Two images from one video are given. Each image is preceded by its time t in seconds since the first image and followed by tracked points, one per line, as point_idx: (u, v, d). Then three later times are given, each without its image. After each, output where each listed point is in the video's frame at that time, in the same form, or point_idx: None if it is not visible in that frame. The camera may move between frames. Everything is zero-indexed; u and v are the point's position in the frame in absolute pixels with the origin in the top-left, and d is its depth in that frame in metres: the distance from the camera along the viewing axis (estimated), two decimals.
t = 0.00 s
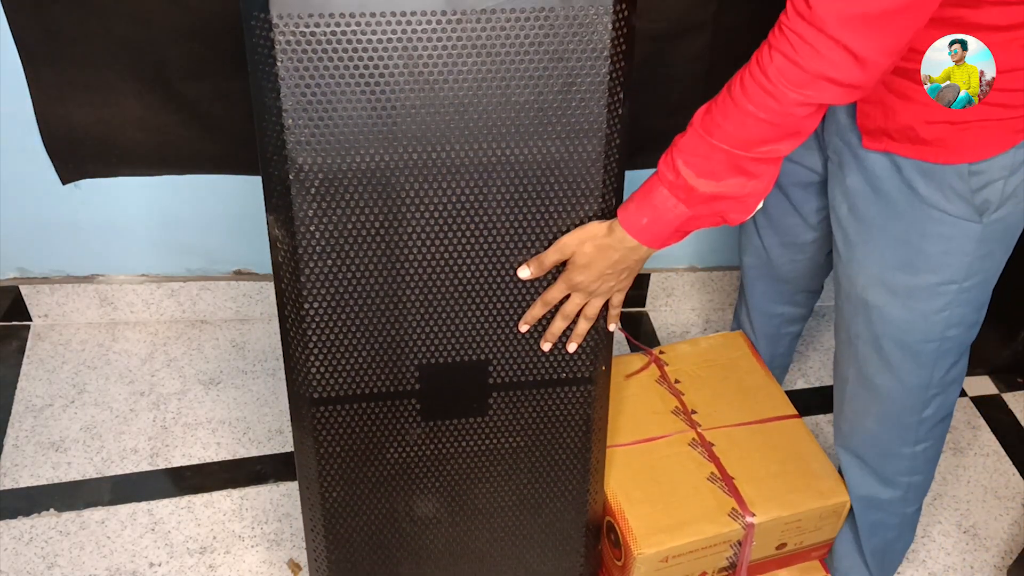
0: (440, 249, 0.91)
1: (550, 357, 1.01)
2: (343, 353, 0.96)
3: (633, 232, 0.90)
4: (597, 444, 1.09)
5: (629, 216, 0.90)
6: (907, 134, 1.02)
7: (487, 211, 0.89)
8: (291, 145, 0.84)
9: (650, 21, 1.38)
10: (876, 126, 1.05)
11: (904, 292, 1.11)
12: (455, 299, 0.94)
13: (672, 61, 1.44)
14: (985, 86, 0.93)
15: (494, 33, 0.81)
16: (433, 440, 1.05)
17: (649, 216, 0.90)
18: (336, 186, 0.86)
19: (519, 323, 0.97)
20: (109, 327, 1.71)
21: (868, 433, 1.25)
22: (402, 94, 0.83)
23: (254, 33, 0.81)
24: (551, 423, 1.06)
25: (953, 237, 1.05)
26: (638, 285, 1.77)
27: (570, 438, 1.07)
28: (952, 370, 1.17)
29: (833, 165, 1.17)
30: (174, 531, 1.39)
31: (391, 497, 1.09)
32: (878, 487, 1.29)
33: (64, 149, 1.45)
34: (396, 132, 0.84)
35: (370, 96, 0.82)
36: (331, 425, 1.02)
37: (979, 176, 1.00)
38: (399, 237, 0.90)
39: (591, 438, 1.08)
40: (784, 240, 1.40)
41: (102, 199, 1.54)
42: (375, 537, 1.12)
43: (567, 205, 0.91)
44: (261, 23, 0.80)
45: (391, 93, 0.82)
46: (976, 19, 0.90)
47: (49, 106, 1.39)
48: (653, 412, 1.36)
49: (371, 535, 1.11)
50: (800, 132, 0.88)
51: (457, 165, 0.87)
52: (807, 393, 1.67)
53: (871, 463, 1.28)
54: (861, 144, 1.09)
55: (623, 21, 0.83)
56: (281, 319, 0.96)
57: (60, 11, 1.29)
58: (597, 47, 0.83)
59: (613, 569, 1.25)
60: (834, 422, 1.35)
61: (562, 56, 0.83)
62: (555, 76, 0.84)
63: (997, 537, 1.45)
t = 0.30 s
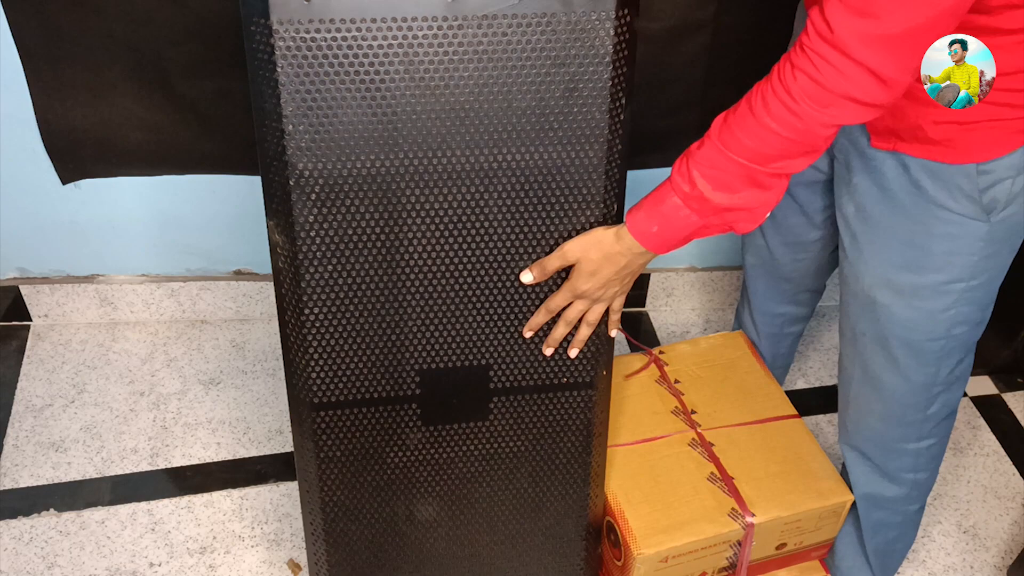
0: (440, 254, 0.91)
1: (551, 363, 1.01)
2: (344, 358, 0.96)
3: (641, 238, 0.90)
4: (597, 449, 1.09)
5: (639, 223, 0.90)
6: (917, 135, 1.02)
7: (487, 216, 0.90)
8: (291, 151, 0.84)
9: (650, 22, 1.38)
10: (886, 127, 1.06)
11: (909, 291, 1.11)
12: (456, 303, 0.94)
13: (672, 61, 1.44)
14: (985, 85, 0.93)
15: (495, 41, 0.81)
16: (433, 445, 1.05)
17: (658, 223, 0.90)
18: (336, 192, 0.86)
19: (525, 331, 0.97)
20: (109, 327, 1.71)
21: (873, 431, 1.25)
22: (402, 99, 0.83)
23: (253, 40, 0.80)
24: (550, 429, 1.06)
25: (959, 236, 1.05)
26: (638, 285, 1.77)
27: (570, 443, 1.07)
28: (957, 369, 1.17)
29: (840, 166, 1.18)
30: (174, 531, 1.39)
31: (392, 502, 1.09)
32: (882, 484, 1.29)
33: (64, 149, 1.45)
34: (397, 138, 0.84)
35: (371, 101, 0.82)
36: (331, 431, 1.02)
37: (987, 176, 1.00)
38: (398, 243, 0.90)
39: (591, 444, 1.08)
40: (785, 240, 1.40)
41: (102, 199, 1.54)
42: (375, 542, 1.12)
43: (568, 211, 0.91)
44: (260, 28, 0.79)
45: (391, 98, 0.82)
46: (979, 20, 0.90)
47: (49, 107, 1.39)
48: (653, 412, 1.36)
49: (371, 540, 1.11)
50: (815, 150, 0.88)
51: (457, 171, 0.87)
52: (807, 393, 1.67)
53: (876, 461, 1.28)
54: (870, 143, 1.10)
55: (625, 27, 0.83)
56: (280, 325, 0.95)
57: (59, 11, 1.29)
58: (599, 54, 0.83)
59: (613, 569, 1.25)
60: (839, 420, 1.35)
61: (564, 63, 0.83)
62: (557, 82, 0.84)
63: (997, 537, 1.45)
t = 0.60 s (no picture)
0: (440, 274, 0.90)
1: (553, 382, 1.00)
2: (345, 376, 0.96)
3: (678, 138, 0.88)
4: (598, 464, 1.09)
5: (689, 125, 0.88)
6: (927, 142, 1.03)
7: (488, 237, 0.89)
8: (290, 173, 0.83)
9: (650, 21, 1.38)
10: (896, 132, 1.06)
11: (917, 294, 1.11)
12: (457, 322, 0.94)
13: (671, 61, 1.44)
14: (984, 85, 0.86)
15: (498, 66, 0.80)
16: (434, 460, 1.05)
17: (704, 136, 0.88)
18: (335, 214, 0.85)
19: (521, 226, 0.88)
20: (109, 327, 1.71)
21: (879, 432, 1.25)
22: (402, 121, 0.81)
23: (252, 60, 0.79)
24: (553, 444, 1.06)
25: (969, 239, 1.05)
26: (638, 285, 1.77)
27: (572, 459, 1.07)
28: (963, 373, 1.17)
29: (848, 171, 1.20)
30: (174, 531, 1.39)
31: (393, 515, 1.09)
32: (886, 485, 1.29)
33: (64, 149, 1.45)
34: (397, 160, 0.83)
35: (371, 123, 0.81)
36: (331, 447, 1.02)
37: (1000, 180, 1.00)
38: (400, 263, 0.89)
39: (593, 460, 1.08)
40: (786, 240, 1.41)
41: (102, 199, 1.54)
42: (376, 553, 1.12)
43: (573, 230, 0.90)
44: (259, 48, 0.78)
45: (391, 119, 0.81)
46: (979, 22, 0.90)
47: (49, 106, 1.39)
48: (653, 413, 1.36)
49: (372, 551, 1.12)
50: (882, 134, 0.90)
51: (458, 192, 0.86)
52: (807, 393, 1.67)
53: (881, 462, 1.28)
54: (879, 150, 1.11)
55: (631, 46, 0.81)
56: (281, 343, 0.95)
57: (59, 11, 1.29)
58: (604, 75, 0.81)
59: (613, 569, 1.25)
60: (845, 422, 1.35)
61: (569, 85, 0.81)
62: (561, 102, 0.82)
63: (997, 537, 1.45)
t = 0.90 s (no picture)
0: (441, 302, 0.90)
1: (554, 407, 1.00)
2: (345, 402, 0.97)
3: (700, 124, 0.88)
4: (600, 484, 1.10)
5: (711, 114, 0.88)
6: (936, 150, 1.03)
7: (489, 265, 0.88)
8: (288, 205, 0.82)
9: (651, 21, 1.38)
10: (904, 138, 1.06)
11: (925, 301, 1.11)
12: (458, 348, 0.94)
13: (672, 61, 1.44)
14: (985, 86, 0.85)
15: (502, 97, 0.78)
16: (435, 482, 1.05)
17: (727, 126, 0.89)
18: (335, 245, 0.85)
19: (508, 181, 0.83)
20: (109, 327, 1.71)
21: (883, 438, 1.25)
22: (402, 152, 0.80)
23: (250, 93, 0.77)
24: (553, 467, 1.06)
25: (978, 244, 1.05)
26: (638, 285, 1.77)
27: (573, 480, 1.08)
28: (968, 377, 1.17)
29: (852, 178, 1.20)
30: (174, 531, 1.39)
31: (393, 534, 1.10)
32: (888, 489, 1.28)
33: (63, 150, 1.45)
34: (397, 191, 0.83)
35: (370, 154, 0.80)
36: (331, 470, 1.02)
37: (1009, 185, 1.01)
38: (400, 292, 0.89)
39: (593, 481, 1.09)
40: (786, 243, 1.40)
41: (102, 200, 1.54)
42: (376, 569, 1.13)
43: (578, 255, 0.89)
44: (257, 81, 0.76)
45: (391, 151, 0.80)
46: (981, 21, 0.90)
47: (49, 106, 1.39)
48: (653, 413, 1.36)
49: (372, 566, 1.13)
50: (908, 142, 0.90)
51: (458, 222, 0.85)
52: (807, 393, 1.67)
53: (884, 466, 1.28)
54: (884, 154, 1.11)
55: (639, 75, 0.80)
56: (281, 369, 0.96)
57: (59, 11, 1.29)
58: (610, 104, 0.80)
59: (613, 568, 1.25)
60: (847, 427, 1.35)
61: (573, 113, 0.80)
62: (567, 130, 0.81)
63: (997, 537, 1.45)
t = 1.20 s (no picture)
0: (444, 346, 0.89)
1: (556, 444, 1.00)
2: (346, 442, 0.96)
3: (710, 179, 0.88)
4: (602, 513, 1.10)
5: (719, 169, 0.88)
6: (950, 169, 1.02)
7: (493, 310, 0.87)
8: (287, 258, 0.80)
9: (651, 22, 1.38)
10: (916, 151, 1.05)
11: (937, 312, 1.10)
12: (460, 389, 0.94)
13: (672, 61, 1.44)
14: (985, 86, 0.82)
15: (507, 148, 0.76)
16: (436, 513, 1.05)
17: (738, 179, 0.88)
18: (336, 295, 0.83)
19: (508, 231, 0.81)
20: (109, 327, 1.71)
21: (888, 448, 1.24)
22: (405, 205, 0.78)
23: (247, 146, 0.75)
24: (554, 499, 1.06)
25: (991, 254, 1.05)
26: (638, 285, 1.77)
27: (575, 510, 1.08)
28: (974, 386, 1.17)
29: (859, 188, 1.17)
30: (174, 531, 1.39)
31: (394, 562, 1.10)
32: (891, 500, 1.28)
33: (63, 150, 1.45)
34: (399, 243, 0.80)
35: (372, 208, 0.78)
36: (331, 506, 1.02)
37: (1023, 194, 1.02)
38: (400, 339, 0.88)
39: (594, 513, 1.09)
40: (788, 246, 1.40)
41: (102, 200, 1.54)
42: None
43: (585, 300, 0.88)
44: (253, 136, 0.74)
45: (393, 205, 0.78)
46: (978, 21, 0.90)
47: (49, 107, 1.39)
48: (653, 413, 1.36)
49: None
50: (926, 173, 0.89)
51: (463, 271, 0.83)
52: (807, 393, 1.67)
53: (887, 476, 1.27)
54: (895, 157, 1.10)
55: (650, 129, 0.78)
56: (281, 410, 0.94)
57: (59, 11, 1.29)
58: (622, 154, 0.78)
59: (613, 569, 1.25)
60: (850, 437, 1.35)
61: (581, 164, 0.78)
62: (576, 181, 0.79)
63: (997, 537, 1.45)
